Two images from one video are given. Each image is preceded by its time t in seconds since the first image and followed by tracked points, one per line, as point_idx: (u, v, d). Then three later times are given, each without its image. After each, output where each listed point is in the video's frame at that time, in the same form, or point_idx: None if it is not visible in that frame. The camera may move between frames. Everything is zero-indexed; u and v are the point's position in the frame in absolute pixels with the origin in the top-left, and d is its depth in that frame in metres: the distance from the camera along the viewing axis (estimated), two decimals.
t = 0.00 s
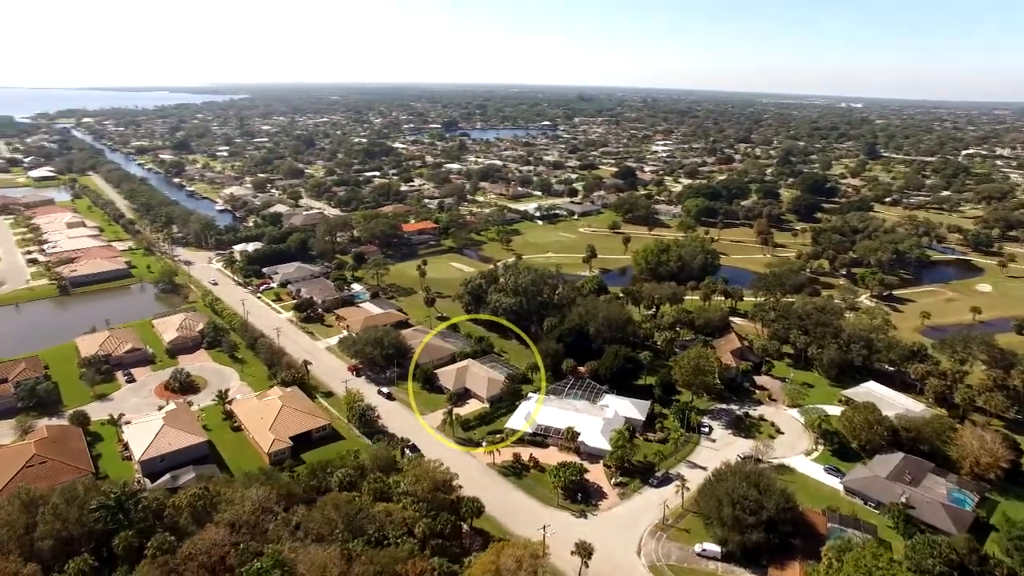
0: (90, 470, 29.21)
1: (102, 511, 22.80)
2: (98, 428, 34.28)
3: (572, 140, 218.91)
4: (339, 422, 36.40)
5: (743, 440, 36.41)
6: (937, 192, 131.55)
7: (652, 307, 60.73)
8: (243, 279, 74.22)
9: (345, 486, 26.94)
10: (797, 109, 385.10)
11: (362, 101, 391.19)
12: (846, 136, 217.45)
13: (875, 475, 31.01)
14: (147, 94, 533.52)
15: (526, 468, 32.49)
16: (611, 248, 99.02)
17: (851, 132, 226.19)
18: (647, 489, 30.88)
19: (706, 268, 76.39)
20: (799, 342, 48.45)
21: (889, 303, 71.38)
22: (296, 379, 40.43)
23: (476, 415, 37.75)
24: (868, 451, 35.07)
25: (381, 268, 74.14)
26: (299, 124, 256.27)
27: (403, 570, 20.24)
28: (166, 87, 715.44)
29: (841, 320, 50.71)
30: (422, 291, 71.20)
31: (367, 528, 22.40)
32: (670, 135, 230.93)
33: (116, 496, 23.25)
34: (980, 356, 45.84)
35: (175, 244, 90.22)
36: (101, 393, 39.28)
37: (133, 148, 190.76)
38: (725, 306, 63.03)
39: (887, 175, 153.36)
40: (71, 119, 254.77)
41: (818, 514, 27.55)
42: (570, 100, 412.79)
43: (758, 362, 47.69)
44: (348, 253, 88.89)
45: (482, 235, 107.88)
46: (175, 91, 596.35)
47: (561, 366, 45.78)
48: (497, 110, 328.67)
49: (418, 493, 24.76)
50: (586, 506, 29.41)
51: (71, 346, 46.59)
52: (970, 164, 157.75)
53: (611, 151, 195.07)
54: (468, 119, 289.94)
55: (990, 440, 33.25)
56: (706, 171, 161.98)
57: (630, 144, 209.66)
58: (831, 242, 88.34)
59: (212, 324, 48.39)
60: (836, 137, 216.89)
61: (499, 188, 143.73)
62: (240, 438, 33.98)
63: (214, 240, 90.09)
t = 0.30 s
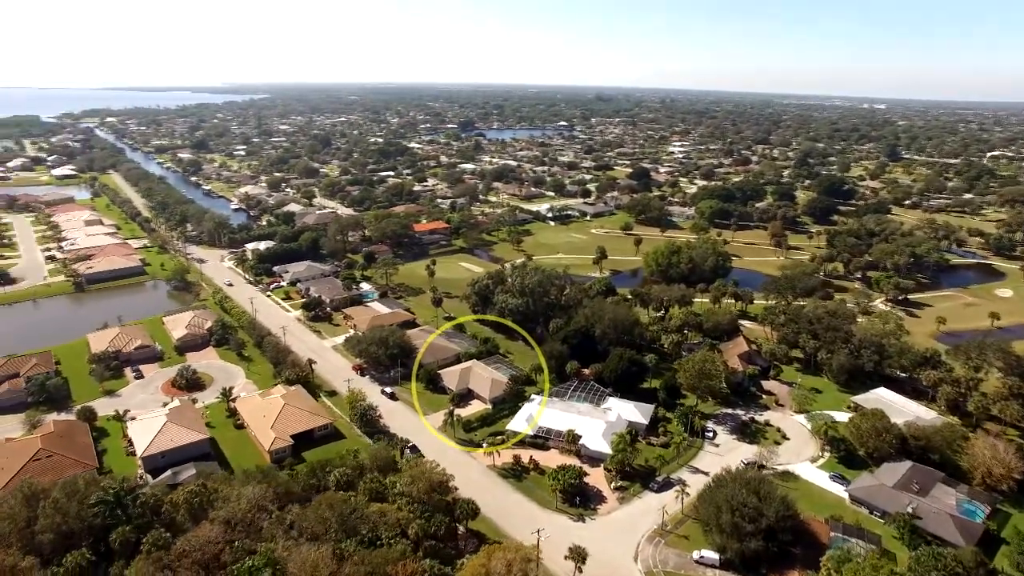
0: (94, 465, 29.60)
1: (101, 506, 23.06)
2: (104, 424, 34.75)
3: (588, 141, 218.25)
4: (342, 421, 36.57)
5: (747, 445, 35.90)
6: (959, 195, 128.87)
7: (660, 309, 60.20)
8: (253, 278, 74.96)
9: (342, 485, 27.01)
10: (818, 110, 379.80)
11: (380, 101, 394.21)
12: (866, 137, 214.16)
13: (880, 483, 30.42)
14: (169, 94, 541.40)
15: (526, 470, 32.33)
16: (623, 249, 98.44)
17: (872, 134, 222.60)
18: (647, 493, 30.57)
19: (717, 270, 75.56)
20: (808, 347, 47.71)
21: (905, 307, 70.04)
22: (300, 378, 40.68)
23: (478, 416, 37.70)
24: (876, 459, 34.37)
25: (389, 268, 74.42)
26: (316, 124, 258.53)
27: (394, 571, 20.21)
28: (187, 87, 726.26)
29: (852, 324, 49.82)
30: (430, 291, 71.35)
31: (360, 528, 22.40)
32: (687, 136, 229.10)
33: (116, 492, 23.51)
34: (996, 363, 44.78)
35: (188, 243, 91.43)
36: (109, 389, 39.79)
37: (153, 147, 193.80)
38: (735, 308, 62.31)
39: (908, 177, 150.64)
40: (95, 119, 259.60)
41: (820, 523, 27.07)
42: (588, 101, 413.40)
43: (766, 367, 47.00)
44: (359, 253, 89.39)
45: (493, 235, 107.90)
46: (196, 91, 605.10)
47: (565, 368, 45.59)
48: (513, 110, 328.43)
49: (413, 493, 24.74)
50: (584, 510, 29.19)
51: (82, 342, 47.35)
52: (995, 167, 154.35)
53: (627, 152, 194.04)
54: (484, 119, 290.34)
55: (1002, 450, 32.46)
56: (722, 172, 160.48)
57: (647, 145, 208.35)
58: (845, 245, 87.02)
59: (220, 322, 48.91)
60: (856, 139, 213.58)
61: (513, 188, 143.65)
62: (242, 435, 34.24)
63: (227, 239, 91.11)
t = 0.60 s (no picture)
0: (102, 459, 30.08)
1: (103, 500, 23.39)
2: (115, 418, 35.32)
3: (607, 142, 217.17)
4: (346, 420, 36.74)
5: (754, 452, 35.31)
6: (985, 198, 125.68)
7: (671, 312, 59.59)
8: (267, 276, 75.85)
9: (342, 484, 27.14)
10: (842, 111, 373.83)
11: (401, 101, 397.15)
12: (891, 139, 210.08)
13: (890, 494, 29.71)
14: (194, 94, 551.14)
15: (528, 472, 32.13)
16: (637, 251, 97.74)
17: (897, 136, 218.23)
18: (649, 499, 30.21)
19: (731, 274, 74.61)
20: (821, 352, 46.86)
21: (924, 313, 68.49)
22: (307, 376, 40.98)
23: (483, 417, 37.63)
24: (887, 469, 33.59)
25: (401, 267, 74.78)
26: (336, 123, 261.03)
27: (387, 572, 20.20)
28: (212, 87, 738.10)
29: (867, 330, 48.78)
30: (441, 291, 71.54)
31: (356, 527, 22.45)
32: (707, 138, 226.94)
33: (118, 486, 23.83)
34: (1017, 372, 43.48)
35: (206, 241, 92.80)
36: (121, 384, 40.47)
37: (177, 146, 197.27)
38: (748, 312, 61.44)
39: (933, 180, 147.32)
40: (122, 118, 265.30)
41: (825, 533, 26.53)
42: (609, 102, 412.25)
43: (776, 372, 46.23)
44: (372, 252, 90.03)
45: (507, 236, 107.89)
46: (221, 91, 614.91)
47: (571, 370, 45.31)
48: (532, 111, 328.18)
49: (411, 495, 24.72)
50: (584, 514, 28.92)
51: (97, 337, 48.24)
52: None
53: (646, 153, 192.86)
54: (503, 119, 290.69)
55: (1019, 463, 31.50)
56: (741, 174, 158.59)
57: (667, 146, 206.75)
58: (864, 249, 85.34)
59: (231, 319, 49.50)
60: (881, 141, 209.57)
61: (529, 189, 143.50)
62: (248, 432, 34.58)
63: (244, 237, 92.32)
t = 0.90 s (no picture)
0: (108, 453, 30.52)
1: (104, 495, 23.71)
2: (123, 414, 35.84)
3: (625, 142, 216.03)
4: (349, 419, 36.91)
5: (759, 458, 34.78)
6: (1011, 202, 122.68)
7: (681, 315, 58.94)
8: (279, 275, 76.60)
9: (340, 483, 27.24)
10: (866, 112, 367.24)
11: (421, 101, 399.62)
12: (915, 141, 206.23)
13: (897, 503, 29.09)
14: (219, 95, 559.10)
15: (528, 475, 31.99)
16: (650, 252, 97.01)
17: (922, 137, 214.02)
18: (650, 504, 29.92)
19: (744, 276, 73.69)
20: (831, 357, 46.06)
21: (943, 318, 67.01)
22: (312, 375, 41.27)
23: (486, 418, 37.57)
24: (896, 478, 32.86)
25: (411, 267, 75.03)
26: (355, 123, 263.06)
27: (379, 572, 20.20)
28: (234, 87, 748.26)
29: (880, 335, 47.80)
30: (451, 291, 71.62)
31: (350, 527, 22.48)
32: (726, 139, 224.77)
33: (119, 481, 24.15)
34: None
35: (221, 239, 93.96)
36: (130, 380, 41.07)
37: (197, 145, 200.16)
38: (760, 316, 60.60)
39: (957, 182, 144.15)
40: (146, 118, 270.06)
41: (828, 542, 26.05)
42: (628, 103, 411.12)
43: (786, 377, 45.52)
44: (384, 252, 90.45)
45: (519, 237, 107.76)
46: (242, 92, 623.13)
47: (577, 372, 45.02)
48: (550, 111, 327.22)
49: (407, 495, 24.70)
50: (583, 518, 28.74)
51: (110, 333, 49.00)
52: None
53: (663, 154, 191.63)
54: (521, 120, 290.74)
55: None
56: (759, 176, 156.77)
57: (685, 147, 205.17)
58: (882, 252, 83.75)
59: (241, 317, 50.01)
60: (905, 142, 205.73)
61: (544, 189, 143.21)
62: (252, 430, 34.87)
63: (258, 235, 93.32)
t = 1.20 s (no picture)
0: (113, 448, 30.87)
1: (104, 489, 23.96)
2: (129, 409, 36.29)
3: (641, 143, 214.98)
4: (352, 418, 37.06)
5: (763, 464, 34.26)
6: None
7: (689, 318, 58.32)
8: (290, 273, 77.22)
9: (337, 482, 27.32)
10: (890, 114, 361.23)
11: (438, 101, 402.09)
12: (938, 143, 202.30)
13: (902, 514, 28.49)
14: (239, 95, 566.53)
15: (527, 477, 31.87)
16: (661, 254, 96.25)
17: (946, 139, 209.73)
18: (650, 509, 29.62)
19: (755, 279, 72.79)
20: (841, 363, 45.27)
21: (960, 324, 65.55)
22: (316, 373, 41.52)
23: (487, 419, 37.54)
24: (903, 487, 32.16)
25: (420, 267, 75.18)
26: (371, 123, 264.90)
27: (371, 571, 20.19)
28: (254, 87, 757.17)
29: (892, 340, 46.86)
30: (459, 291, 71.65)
31: (343, 526, 22.50)
32: (744, 140, 222.70)
33: (119, 476, 24.42)
34: None
35: (234, 237, 95.00)
36: (138, 375, 41.59)
37: (216, 144, 202.81)
38: (770, 319, 59.79)
39: (980, 185, 141.10)
40: (167, 117, 274.40)
41: (828, 552, 25.59)
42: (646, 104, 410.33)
43: (794, 382, 44.83)
44: (395, 252, 90.79)
45: (530, 237, 107.58)
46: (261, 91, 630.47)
47: (581, 373, 44.70)
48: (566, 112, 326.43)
49: (402, 495, 24.68)
50: (581, 522, 28.52)
51: (120, 329, 49.66)
52: None
53: (679, 155, 190.44)
54: (537, 120, 290.72)
55: None
56: (775, 178, 154.94)
57: (702, 148, 203.56)
58: (898, 256, 82.22)
59: (249, 315, 50.43)
60: (928, 144, 201.89)
61: (557, 189, 142.88)
62: (254, 427, 35.12)
63: (270, 234, 94.17)
